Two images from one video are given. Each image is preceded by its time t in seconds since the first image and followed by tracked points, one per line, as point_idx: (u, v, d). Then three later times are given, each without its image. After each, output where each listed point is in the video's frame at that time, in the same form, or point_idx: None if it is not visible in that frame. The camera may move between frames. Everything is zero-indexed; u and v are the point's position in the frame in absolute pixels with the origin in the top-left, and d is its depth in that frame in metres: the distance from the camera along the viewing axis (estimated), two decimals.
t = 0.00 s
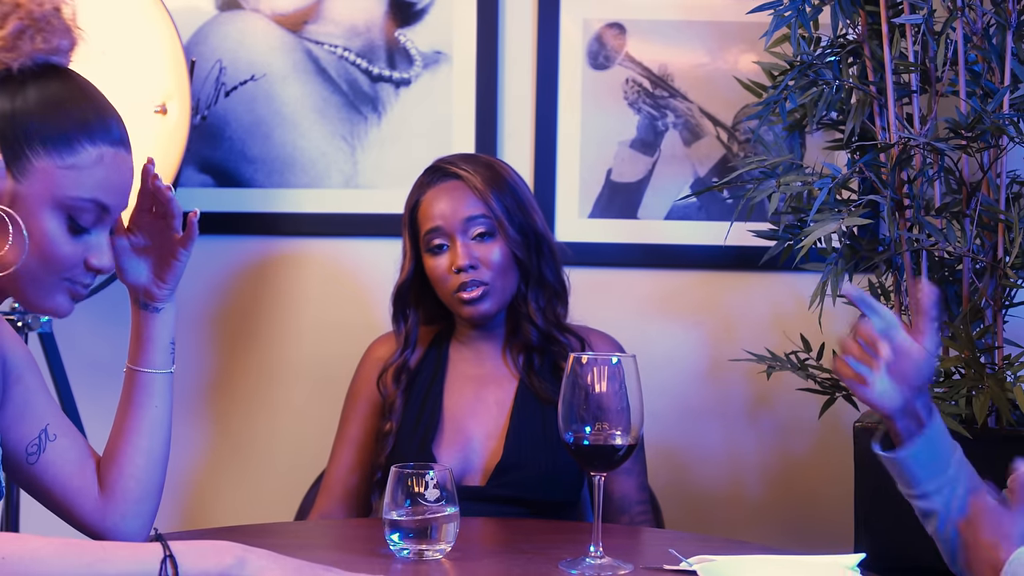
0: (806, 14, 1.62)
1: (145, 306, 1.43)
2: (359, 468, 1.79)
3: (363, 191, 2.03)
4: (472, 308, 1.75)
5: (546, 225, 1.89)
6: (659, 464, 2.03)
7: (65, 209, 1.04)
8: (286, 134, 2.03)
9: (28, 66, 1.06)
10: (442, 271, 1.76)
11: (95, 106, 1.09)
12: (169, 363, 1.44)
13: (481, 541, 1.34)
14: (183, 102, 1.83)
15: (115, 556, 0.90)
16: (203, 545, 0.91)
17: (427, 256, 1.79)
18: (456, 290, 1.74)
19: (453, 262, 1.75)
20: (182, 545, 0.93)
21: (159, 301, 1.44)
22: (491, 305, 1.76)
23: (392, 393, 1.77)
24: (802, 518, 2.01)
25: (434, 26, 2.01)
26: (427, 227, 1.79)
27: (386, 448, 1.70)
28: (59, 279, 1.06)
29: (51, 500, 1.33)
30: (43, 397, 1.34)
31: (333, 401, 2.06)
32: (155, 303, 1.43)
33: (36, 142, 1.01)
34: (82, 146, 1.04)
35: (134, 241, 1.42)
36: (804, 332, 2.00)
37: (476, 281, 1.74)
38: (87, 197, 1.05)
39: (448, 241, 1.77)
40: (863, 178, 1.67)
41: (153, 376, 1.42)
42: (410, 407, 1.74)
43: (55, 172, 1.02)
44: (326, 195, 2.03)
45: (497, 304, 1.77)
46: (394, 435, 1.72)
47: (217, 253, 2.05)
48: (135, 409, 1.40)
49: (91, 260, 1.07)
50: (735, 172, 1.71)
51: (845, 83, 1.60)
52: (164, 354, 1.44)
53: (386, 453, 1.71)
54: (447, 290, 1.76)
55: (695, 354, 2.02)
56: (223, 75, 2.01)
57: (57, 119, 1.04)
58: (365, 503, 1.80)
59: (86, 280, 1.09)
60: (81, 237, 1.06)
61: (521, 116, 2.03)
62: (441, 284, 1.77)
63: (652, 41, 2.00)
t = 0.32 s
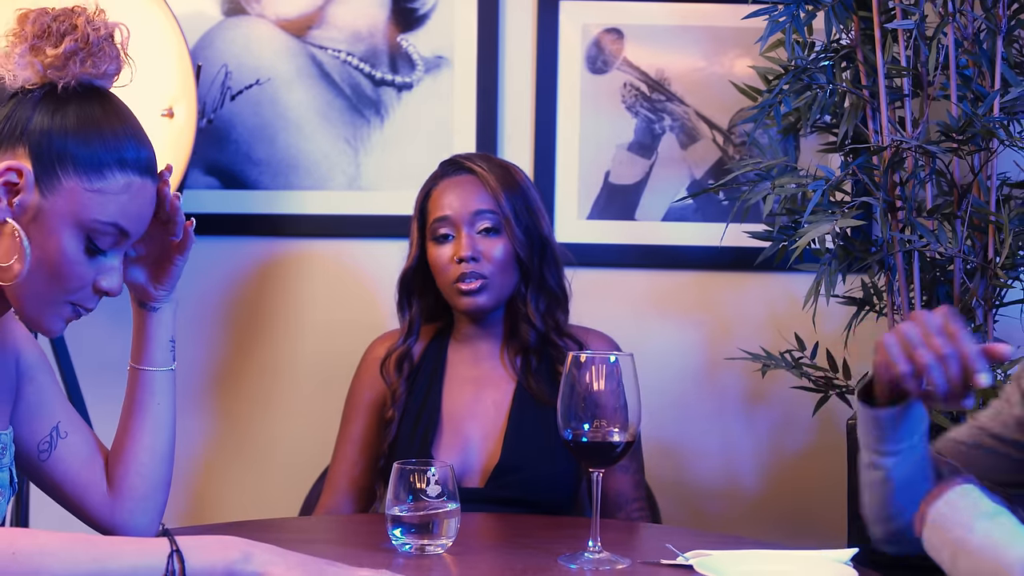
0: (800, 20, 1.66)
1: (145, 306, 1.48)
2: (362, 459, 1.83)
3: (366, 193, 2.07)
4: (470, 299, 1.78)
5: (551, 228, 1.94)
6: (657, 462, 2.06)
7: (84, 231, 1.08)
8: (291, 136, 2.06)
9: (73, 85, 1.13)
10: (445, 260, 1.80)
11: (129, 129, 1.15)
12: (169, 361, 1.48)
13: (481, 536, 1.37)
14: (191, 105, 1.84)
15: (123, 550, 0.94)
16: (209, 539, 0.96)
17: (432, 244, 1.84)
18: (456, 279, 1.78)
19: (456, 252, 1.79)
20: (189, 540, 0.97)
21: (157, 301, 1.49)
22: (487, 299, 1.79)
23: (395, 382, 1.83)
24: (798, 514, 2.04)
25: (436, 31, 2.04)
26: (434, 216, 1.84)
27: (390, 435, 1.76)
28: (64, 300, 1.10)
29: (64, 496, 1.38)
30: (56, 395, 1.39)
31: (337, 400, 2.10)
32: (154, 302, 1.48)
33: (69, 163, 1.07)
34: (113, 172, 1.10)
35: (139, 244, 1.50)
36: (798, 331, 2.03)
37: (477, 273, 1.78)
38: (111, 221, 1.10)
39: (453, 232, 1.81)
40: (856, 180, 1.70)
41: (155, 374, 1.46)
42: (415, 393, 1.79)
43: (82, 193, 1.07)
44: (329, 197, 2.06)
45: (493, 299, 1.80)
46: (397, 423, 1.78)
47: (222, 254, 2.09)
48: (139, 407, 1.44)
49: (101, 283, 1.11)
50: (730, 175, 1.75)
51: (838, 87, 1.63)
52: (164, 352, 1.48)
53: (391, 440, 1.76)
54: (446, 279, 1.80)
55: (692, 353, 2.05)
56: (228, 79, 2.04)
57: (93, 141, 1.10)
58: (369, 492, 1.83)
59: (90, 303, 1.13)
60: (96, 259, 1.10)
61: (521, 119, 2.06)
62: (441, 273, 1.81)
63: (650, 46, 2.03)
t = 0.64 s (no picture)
0: (794, 25, 1.69)
1: (152, 304, 1.53)
2: (364, 452, 1.87)
3: (369, 195, 2.10)
4: (470, 287, 1.81)
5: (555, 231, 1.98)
6: (655, 460, 2.10)
7: (93, 220, 1.12)
8: (295, 139, 2.09)
9: (76, 80, 1.18)
10: (450, 249, 1.84)
11: (132, 126, 1.19)
12: (177, 360, 1.52)
13: (482, 531, 1.41)
14: (197, 109, 1.89)
15: (130, 545, 0.98)
16: (216, 534, 0.99)
17: (440, 233, 1.87)
18: (458, 268, 1.82)
19: (462, 241, 1.83)
20: (196, 535, 1.01)
21: (166, 298, 1.54)
22: (487, 289, 1.82)
23: (398, 372, 1.87)
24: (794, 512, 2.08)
25: (437, 36, 2.08)
26: (443, 206, 1.88)
27: (392, 425, 1.81)
28: (79, 293, 1.13)
29: (75, 492, 1.42)
30: (67, 393, 1.43)
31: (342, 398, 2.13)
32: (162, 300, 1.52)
33: (74, 153, 1.11)
34: (118, 162, 1.14)
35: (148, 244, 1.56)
36: (792, 330, 2.07)
37: (480, 262, 1.82)
38: (118, 209, 1.14)
39: (460, 221, 1.85)
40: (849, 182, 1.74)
41: (164, 373, 1.50)
42: (415, 383, 1.83)
43: (88, 182, 1.11)
44: (332, 199, 2.10)
45: (494, 291, 1.83)
46: (398, 414, 1.83)
47: (227, 255, 2.12)
48: (148, 405, 1.48)
49: (112, 274, 1.14)
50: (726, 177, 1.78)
51: (832, 91, 1.67)
52: (173, 351, 1.52)
53: (392, 430, 1.81)
54: (449, 268, 1.84)
55: (688, 352, 2.09)
56: (234, 84, 2.08)
57: (98, 133, 1.14)
58: (369, 485, 1.87)
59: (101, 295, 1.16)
60: (107, 250, 1.14)
61: (521, 122, 2.10)
62: (446, 260, 1.84)
63: (647, 51, 2.07)
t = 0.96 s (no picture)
0: (788, 31, 1.73)
1: (160, 298, 1.58)
2: (365, 447, 1.91)
3: (372, 197, 2.14)
4: (469, 274, 1.85)
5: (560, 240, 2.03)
6: (653, 458, 2.13)
7: (95, 214, 1.17)
8: (300, 142, 2.13)
9: (75, 80, 1.24)
10: (455, 236, 1.88)
11: (132, 124, 1.25)
12: (184, 358, 1.56)
13: (483, 526, 1.44)
14: (204, 112, 1.94)
15: (138, 540, 1.02)
16: (221, 529, 1.03)
17: (447, 221, 1.92)
18: (461, 254, 1.86)
19: (468, 229, 1.88)
20: (202, 530, 1.04)
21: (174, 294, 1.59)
22: (486, 284, 1.85)
23: (400, 361, 1.90)
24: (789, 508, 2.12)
25: (438, 41, 2.11)
26: (453, 196, 1.93)
27: (392, 414, 1.83)
28: (85, 286, 1.18)
29: (85, 488, 1.46)
30: (76, 392, 1.47)
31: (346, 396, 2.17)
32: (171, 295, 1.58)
33: (74, 149, 1.17)
34: (117, 157, 1.20)
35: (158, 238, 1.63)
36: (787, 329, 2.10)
37: (482, 252, 1.85)
38: (119, 203, 1.19)
39: (469, 210, 1.90)
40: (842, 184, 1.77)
41: (171, 370, 1.54)
42: (414, 378, 1.86)
43: (89, 177, 1.17)
44: (336, 201, 2.13)
45: (492, 286, 1.86)
46: (399, 403, 1.85)
47: (232, 256, 2.16)
48: (156, 402, 1.52)
49: (117, 267, 1.19)
50: (721, 179, 1.82)
51: (825, 95, 1.70)
52: (180, 350, 1.56)
53: (391, 419, 1.83)
54: (451, 254, 1.88)
55: (685, 351, 2.13)
56: (240, 88, 2.12)
57: (97, 129, 1.20)
58: (365, 477, 1.91)
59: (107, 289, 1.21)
60: (112, 244, 1.19)
61: (521, 125, 2.13)
62: (450, 248, 1.88)
63: (645, 55, 2.10)
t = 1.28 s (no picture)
0: (782, 37, 1.76)
1: (168, 295, 1.66)
2: (358, 442, 1.95)
3: (374, 199, 2.17)
4: (466, 265, 1.88)
5: (561, 258, 2.07)
6: (650, 456, 2.17)
7: (100, 209, 1.24)
8: (304, 146, 2.17)
9: (75, 79, 1.30)
10: (461, 228, 1.92)
11: (133, 122, 1.32)
12: (191, 355, 1.62)
13: (484, 521, 1.48)
14: (210, 115, 1.97)
15: (148, 534, 1.05)
16: (227, 525, 1.07)
17: (455, 215, 1.95)
18: (462, 245, 1.89)
19: (475, 223, 1.92)
20: (209, 525, 1.09)
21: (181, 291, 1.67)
22: (483, 274, 1.88)
23: (398, 351, 1.95)
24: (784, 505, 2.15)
25: (440, 47, 2.15)
26: (465, 192, 1.98)
27: (387, 403, 1.87)
28: (92, 280, 1.23)
29: (94, 483, 1.50)
30: (85, 390, 1.51)
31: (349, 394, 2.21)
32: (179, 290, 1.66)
33: (77, 146, 1.24)
34: (120, 152, 1.27)
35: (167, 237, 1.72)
36: (781, 328, 2.14)
37: (486, 245, 1.89)
38: (122, 198, 1.26)
39: (478, 207, 1.94)
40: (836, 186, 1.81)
41: (178, 367, 1.60)
42: (407, 370, 1.91)
43: (93, 173, 1.23)
44: (340, 203, 2.17)
45: (488, 277, 1.88)
46: (396, 391, 1.89)
47: (237, 258, 2.20)
48: (164, 398, 1.57)
49: (123, 261, 1.25)
50: (717, 182, 1.86)
51: (819, 99, 1.74)
52: (188, 347, 1.62)
53: (386, 410, 1.87)
54: (453, 245, 1.91)
55: (681, 350, 2.16)
56: (245, 92, 2.16)
57: (99, 126, 1.27)
58: (359, 467, 1.95)
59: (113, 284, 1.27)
60: (117, 238, 1.25)
61: (520, 129, 2.17)
62: (455, 239, 1.91)
63: (642, 60, 2.14)
